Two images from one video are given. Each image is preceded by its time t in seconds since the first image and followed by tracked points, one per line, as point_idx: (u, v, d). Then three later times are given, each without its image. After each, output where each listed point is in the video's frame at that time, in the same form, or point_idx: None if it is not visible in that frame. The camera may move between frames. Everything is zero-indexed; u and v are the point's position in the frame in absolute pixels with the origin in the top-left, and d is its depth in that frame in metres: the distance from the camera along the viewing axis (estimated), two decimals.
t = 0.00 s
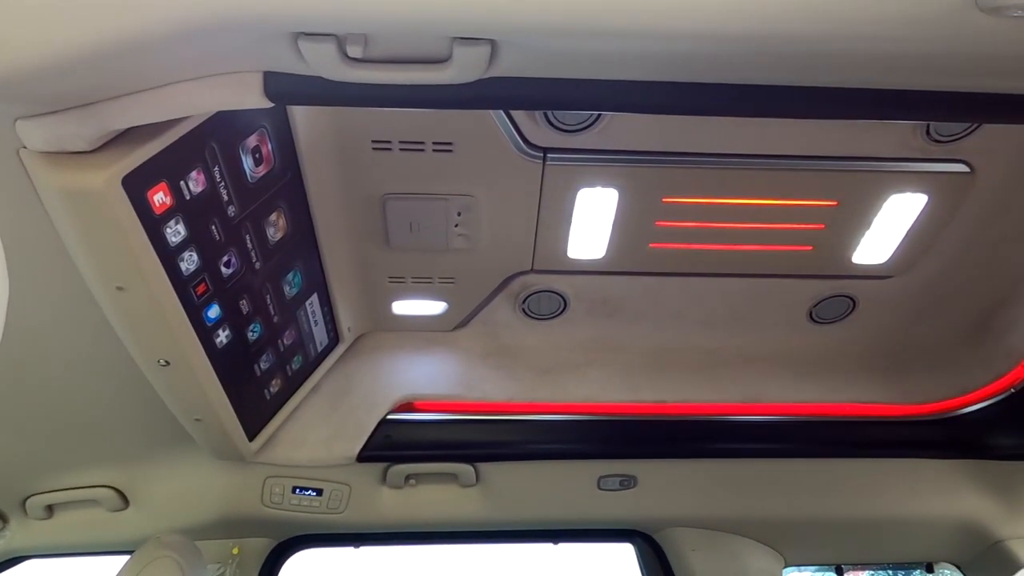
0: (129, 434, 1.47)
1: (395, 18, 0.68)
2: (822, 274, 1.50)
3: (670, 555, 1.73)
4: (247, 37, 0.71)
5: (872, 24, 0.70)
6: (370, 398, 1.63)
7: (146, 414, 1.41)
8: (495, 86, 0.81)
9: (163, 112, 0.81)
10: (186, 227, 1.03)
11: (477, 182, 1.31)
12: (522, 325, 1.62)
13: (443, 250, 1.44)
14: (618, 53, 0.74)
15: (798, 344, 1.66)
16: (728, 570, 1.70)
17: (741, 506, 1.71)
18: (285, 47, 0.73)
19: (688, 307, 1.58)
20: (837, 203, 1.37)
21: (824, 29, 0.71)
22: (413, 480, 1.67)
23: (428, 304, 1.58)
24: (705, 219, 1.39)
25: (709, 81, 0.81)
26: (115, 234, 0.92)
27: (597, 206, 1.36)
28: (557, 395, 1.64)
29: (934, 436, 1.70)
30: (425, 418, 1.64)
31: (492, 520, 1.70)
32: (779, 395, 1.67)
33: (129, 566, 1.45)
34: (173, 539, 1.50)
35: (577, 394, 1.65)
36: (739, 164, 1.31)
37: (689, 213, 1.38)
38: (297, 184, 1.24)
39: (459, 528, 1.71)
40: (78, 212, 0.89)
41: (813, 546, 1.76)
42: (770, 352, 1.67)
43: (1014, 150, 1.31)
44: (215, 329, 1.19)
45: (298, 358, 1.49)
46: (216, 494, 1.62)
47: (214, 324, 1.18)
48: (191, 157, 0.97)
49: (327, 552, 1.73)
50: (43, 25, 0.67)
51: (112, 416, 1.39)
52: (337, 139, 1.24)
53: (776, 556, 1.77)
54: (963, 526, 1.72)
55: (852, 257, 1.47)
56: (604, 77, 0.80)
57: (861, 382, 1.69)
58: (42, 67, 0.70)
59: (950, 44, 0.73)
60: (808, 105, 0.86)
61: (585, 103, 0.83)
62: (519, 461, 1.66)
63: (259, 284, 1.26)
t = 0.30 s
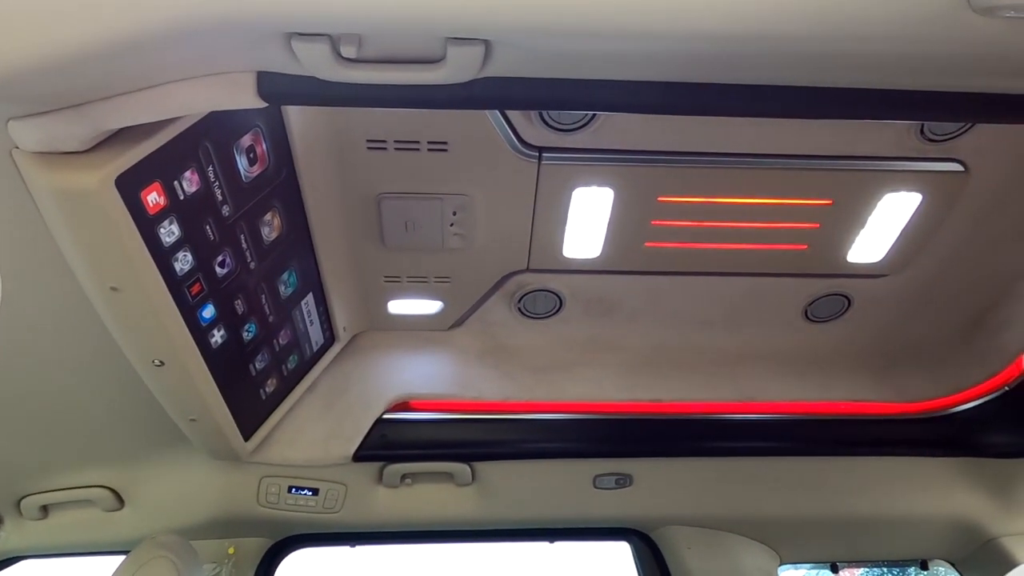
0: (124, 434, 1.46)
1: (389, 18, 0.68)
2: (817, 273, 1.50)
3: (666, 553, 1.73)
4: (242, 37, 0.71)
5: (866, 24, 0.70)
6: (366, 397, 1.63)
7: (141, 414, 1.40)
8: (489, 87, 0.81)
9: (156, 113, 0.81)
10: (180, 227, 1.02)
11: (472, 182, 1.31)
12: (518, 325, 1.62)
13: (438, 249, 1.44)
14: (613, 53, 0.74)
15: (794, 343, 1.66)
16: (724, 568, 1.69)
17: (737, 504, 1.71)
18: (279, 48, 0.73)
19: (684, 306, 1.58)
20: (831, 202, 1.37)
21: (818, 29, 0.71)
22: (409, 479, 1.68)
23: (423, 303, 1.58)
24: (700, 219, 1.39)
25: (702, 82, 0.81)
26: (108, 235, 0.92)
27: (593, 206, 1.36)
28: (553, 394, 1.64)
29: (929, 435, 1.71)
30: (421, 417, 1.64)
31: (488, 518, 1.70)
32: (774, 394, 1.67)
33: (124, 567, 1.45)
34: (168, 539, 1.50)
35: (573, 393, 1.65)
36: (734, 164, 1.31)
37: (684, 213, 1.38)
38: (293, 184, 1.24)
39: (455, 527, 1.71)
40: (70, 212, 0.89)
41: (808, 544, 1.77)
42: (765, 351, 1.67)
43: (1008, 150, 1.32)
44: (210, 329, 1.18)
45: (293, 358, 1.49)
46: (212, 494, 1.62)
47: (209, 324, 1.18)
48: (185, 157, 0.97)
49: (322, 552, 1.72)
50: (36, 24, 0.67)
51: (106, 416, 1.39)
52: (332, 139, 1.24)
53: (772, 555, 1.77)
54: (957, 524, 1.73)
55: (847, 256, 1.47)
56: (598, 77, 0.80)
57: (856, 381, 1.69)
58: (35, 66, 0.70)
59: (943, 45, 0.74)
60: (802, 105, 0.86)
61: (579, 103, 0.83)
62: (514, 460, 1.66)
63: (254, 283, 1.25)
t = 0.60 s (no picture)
0: (123, 431, 1.46)
1: (386, 16, 0.68)
2: (816, 270, 1.51)
3: (664, 549, 1.74)
4: (239, 34, 0.70)
5: (864, 21, 0.71)
6: (365, 394, 1.63)
7: (140, 411, 1.40)
8: (487, 84, 0.81)
9: (153, 111, 0.81)
10: (178, 224, 1.02)
11: (471, 179, 1.31)
12: (516, 322, 1.62)
13: (437, 246, 1.44)
14: (611, 51, 0.74)
15: (792, 339, 1.66)
16: (721, 564, 1.71)
17: (735, 500, 1.71)
18: (276, 45, 0.72)
19: (683, 302, 1.58)
20: (830, 199, 1.37)
21: (815, 26, 0.71)
22: (408, 476, 1.68)
23: (422, 300, 1.58)
24: (699, 215, 1.39)
25: (700, 79, 0.81)
26: (106, 232, 0.92)
27: (591, 202, 1.36)
28: (552, 391, 1.64)
29: (927, 431, 1.71)
30: (420, 414, 1.63)
31: (487, 515, 1.70)
32: (773, 390, 1.67)
33: (123, 564, 1.45)
34: (168, 537, 1.50)
35: (572, 389, 1.65)
36: (733, 160, 1.31)
37: (682, 209, 1.38)
38: (291, 182, 1.24)
39: (454, 524, 1.72)
40: (68, 209, 0.89)
41: (806, 540, 1.77)
42: (763, 347, 1.68)
43: (1005, 146, 1.32)
44: (208, 326, 1.19)
45: (292, 355, 1.49)
46: (211, 491, 1.62)
47: (207, 321, 1.18)
48: (183, 155, 0.97)
49: (322, 548, 1.74)
50: (33, 21, 0.67)
51: (105, 413, 1.39)
52: (330, 136, 1.24)
53: (769, 550, 1.78)
54: (955, 520, 1.73)
55: (845, 252, 1.47)
56: (596, 74, 0.80)
57: (854, 377, 1.69)
58: (32, 62, 0.70)
59: (939, 43, 0.74)
60: (801, 104, 0.86)
61: (577, 101, 0.83)
62: (513, 457, 1.66)
63: (252, 281, 1.25)
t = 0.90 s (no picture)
0: (125, 424, 1.47)
1: (387, 8, 0.67)
2: (817, 265, 1.51)
3: (664, 543, 1.75)
4: (238, 28, 0.70)
5: (865, 13, 0.70)
6: (365, 388, 1.63)
7: (141, 404, 1.41)
8: (488, 78, 0.81)
9: (153, 104, 0.81)
10: (178, 218, 1.02)
11: (471, 173, 1.31)
12: (517, 316, 1.62)
13: (437, 241, 1.44)
14: (611, 44, 0.73)
15: (792, 334, 1.66)
16: (724, 560, 1.71)
17: (735, 495, 1.71)
18: (276, 38, 0.72)
19: (683, 297, 1.58)
20: (830, 193, 1.37)
21: (817, 20, 0.71)
22: (408, 469, 1.68)
23: (423, 294, 1.58)
24: (699, 210, 1.39)
25: (702, 73, 0.81)
26: (107, 226, 0.92)
27: (591, 197, 1.36)
28: (553, 385, 1.65)
29: (926, 426, 1.71)
30: (420, 408, 1.64)
31: (487, 508, 1.71)
32: (773, 385, 1.67)
33: (126, 557, 1.46)
34: (169, 529, 1.50)
35: (572, 384, 1.65)
36: (734, 155, 1.31)
37: (683, 204, 1.38)
38: (292, 176, 1.24)
39: (454, 517, 1.72)
40: (68, 203, 0.89)
41: (805, 534, 1.78)
42: (764, 342, 1.68)
43: (1007, 141, 1.32)
44: (209, 320, 1.19)
45: (293, 349, 1.49)
46: (212, 484, 1.62)
47: (208, 315, 1.18)
48: (183, 149, 0.97)
49: (323, 542, 1.74)
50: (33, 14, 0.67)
51: (107, 406, 1.39)
52: (331, 130, 1.24)
53: (768, 543, 1.78)
54: (954, 515, 1.73)
55: (845, 248, 1.47)
56: (597, 69, 0.80)
57: (854, 372, 1.69)
58: (31, 55, 0.70)
59: (939, 36, 0.73)
60: (803, 99, 0.86)
61: (578, 95, 0.83)
62: (514, 451, 1.67)
63: (253, 275, 1.25)
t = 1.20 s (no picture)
0: (127, 413, 1.47)
1: None
2: (819, 255, 1.50)
3: (664, 532, 1.75)
4: (240, 15, 0.70)
5: None
6: (367, 378, 1.63)
7: (143, 393, 1.41)
8: (490, 66, 0.80)
9: (153, 92, 0.81)
10: (180, 207, 1.02)
11: (472, 163, 1.31)
12: (519, 306, 1.63)
13: (439, 230, 1.43)
14: (613, 31, 0.73)
15: (794, 324, 1.67)
16: (723, 548, 1.71)
17: (736, 484, 1.71)
18: (277, 25, 0.72)
19: (685, 287, 1.58)
20: (833, 183, 1.36)
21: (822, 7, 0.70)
22: (410, 459, 1.68)
23: (424, 284, 1.58)
24: (701, 201, 1.39)
25: (705, 61, 0.81)
26: (109, 214, 0.92)
27: (593, 186, 1.36)
28: (554, 374, 1.65)
29: (927, 416, 1.71)
30: (422, 398, 1.65)
31: (489, 498, 1.71)
32: (774, 376, 1.67)
33: (128, 545, 1.46)
34: (172, 518, 1.51)
35: (573, 374, 1.65)
36: (736, 145, 1.30)
37: (685, 194, 1.38)
38: (293, 165, 1.24)
39: (456, 507, 1.72)
40: (70, 191, 0.89)
41: (806, 524, 1.78)
42: (765, 332, 1.68)
43: (1009, 129, 1.32)
44: (211, 310, 1.19)
45: (294, 339, 1.49)
46: (214, 473, 1.63)
47: (209, 304, 1.18)
48: (185, 137, 0.97)
49: (325, 531, 1.75)
50: None
51: (109, 395, 1.39)
52: (332, 119, 1.24)
53: (769, 533, 1.78)
54: (955, 505, 1.73)
55: (848, 238, 1.47)
56: (600, 57, 0.79)
57: (855, 363, 1.69)
58: (35, 40, 0.70)
59: (944, 23, 0.73)
60: (806, 87, 0.85)
61: (581, 83, 0.83)
62: (515, 441, 1.67)
63: (254, 264, 1.25)
